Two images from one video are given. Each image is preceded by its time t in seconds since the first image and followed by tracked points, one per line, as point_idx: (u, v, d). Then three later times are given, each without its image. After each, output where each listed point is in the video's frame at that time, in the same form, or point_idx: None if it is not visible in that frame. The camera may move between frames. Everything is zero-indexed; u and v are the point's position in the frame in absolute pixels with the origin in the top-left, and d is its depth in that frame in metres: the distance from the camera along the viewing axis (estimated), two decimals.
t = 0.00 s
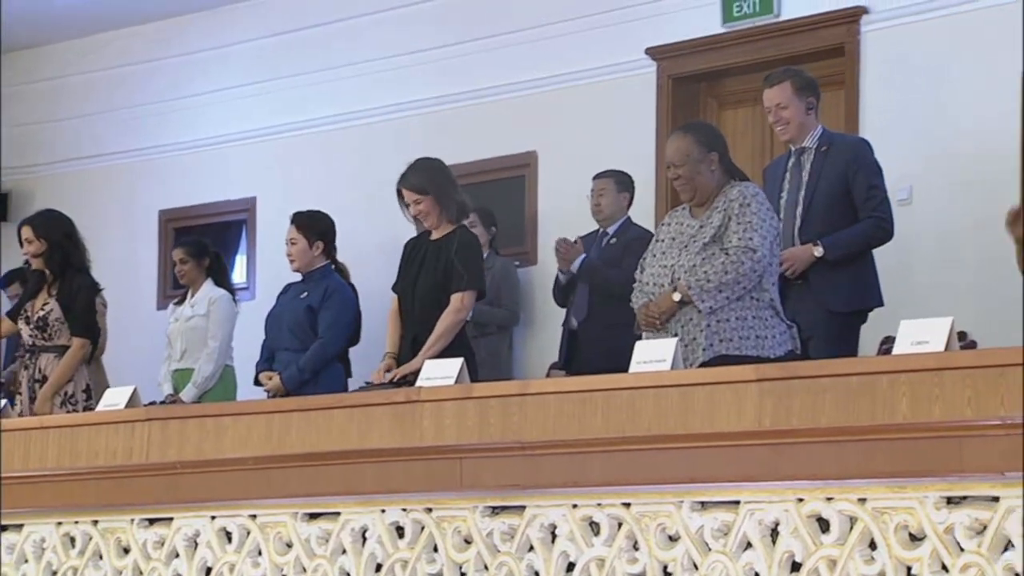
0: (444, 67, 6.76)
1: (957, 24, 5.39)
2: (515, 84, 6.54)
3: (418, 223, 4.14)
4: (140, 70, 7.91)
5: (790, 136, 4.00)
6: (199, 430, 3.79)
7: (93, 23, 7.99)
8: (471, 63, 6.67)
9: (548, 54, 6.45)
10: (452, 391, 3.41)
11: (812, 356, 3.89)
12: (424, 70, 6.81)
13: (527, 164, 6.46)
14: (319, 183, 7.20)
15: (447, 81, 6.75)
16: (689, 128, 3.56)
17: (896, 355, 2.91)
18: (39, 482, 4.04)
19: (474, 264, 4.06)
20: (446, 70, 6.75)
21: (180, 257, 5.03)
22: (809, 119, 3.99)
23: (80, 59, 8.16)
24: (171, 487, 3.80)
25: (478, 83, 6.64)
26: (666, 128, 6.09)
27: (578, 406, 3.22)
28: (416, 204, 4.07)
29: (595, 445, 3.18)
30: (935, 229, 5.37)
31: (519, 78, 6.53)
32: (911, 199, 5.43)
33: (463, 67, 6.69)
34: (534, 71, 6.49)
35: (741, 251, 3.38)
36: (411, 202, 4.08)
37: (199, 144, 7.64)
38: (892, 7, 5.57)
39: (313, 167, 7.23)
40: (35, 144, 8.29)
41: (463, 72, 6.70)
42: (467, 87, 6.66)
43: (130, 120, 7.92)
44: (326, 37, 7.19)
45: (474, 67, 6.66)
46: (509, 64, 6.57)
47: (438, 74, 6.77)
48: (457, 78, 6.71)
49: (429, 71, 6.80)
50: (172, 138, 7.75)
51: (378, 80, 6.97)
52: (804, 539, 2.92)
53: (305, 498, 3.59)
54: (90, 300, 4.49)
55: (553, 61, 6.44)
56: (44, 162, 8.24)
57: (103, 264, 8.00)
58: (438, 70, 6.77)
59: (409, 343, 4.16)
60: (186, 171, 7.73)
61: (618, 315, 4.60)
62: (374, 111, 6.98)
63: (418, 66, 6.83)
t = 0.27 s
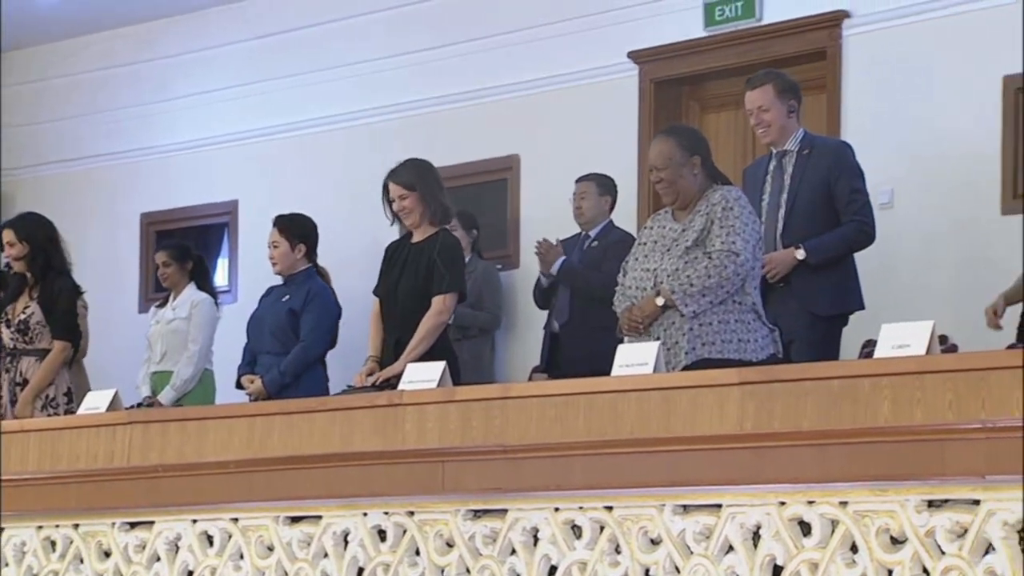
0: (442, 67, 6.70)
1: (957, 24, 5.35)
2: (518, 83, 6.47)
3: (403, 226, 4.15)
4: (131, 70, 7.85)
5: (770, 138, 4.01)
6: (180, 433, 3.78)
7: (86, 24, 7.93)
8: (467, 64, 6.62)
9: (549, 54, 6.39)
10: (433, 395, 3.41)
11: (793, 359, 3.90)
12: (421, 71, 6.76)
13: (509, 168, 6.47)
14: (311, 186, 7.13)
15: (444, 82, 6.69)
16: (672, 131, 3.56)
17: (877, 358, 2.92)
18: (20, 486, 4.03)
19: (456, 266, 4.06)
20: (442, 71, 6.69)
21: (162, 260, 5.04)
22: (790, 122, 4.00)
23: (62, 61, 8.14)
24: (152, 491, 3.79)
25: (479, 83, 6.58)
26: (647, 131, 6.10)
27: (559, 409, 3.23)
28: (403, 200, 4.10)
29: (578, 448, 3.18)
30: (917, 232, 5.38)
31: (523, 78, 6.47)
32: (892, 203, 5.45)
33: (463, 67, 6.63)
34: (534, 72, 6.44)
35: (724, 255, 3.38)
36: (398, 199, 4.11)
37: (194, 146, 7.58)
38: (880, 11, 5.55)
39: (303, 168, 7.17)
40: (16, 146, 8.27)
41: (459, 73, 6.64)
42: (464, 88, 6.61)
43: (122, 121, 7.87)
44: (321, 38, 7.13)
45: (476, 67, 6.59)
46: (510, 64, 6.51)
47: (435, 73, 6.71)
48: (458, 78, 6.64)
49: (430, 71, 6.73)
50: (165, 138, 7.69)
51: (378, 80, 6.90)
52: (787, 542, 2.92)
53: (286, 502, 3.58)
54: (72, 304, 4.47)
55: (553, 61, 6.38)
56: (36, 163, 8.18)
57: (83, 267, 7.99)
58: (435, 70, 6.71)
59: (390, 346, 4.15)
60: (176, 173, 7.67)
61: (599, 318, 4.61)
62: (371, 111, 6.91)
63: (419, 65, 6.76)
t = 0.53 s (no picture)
0: (439, 68, 6.65)
1: (960, 23, 5.31)
2: (518, 83, 6.41)
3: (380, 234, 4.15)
4: (117, 72, 7.80)
5: (748, 142, 4.02)
6: (159, 437, 3.77)
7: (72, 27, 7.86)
8: (462, 64, 6.58)
9: (547, 54, 6.34)
10: (412, 399, 3.40)
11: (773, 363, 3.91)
12: (417, 71, 6.71)
13: (487, 172, 6.48)
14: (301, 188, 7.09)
15: (439, 83, 6.64)
16: (651, 135, 3.56)
17: (856, 362, 2.92)
18: None
19: (434, 270, 4.05)
20: (437, 72, 6.65)
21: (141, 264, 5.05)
22: (767, 126, 4.02)
23: (39, 65, 8.11)
24: (130, 494, 3.79)
25: (478, 83, 6.52)
26: (626, 135, 6.11)
27: (539, 414, 3.22)
28: (376, 211, 4.09)
29: (557, 452, 3.18)
30: (897, 236, 5.40)
31: (523, 78, 6.41)
32: (871, 207, 5.46)
33: (462, 67, 6.58)
34: (533, 72, 6.38)
35: (704, 260, 3.39)
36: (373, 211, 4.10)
37: (180, 148, 7.54)
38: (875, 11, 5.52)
39: (291, 172, 7.14)
40: None
41: (455, 74, 6.60)
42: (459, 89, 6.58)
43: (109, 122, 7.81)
44: (317, 38, 7.07)
45: (476, 67, 6.55)
46: (509, 64, 6.46)
47: (431, 74, 6.67)
48: (457, 78, 6.59)
49: (429, 72, 6.68)
50: (154, 139, 7.64)
51: (379, 80, 6.83)
52: (765, 546, 2.93)
53: (265, 506, 3.58)
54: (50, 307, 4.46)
55: (552, 61, 6.33)
56: (23, 165, 8.14)
57: (62, 270, 7.97)
58: (430, 71, 6.67)
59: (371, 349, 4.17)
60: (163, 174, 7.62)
61: (577, 321, 4.62)
62: (365, 112, 6.86)
63: (418, 65, 6.71)
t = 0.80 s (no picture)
0: (432, 68, 6.61)
1: (964, 24, 5.28)
2: (518, 83, 6.36)
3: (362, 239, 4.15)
4: (100, 74, 7.76)
5: (726, 146, 4.03)
6: (138, 441, 3.76)
7: (54, 28, 7.81)
8: (452, 65, 6.54)
9: (544, 54, 6.29)
10: (391, 403, 3.40)
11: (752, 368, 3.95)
12: (409, 71, 6.67)
13: (467, 175, 6.49)
14: (288, 191, 7.05)
15: (431, 85, 6.60)
16: (631, 138, 3.55)
17: (835, 366, 2.93)
18: None
19: (411, 273, 4.04)
20: (428, 73, 6.62)
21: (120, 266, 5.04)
22: (745, 131, 4.03)
23: (19, 68, 8.08)
24: (108, 498, 3.78)
25: (473, 84, 6.48)
26: (606, 140, 6.11)
27: (518, 417, 3.22)
28: (354, 214, 4.09)
29: (537, 456, 3.18)
30: (876, 240, 5.42)
31: (522, 78, 6.35)
32: (850, 211, 5.48)
33: (457, 67, 6.53)
34: (532, 72, 6.33)
35: (683, 264, 3.39)
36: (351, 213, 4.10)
37: (160, 151, 7.53)
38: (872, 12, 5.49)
39: (276, 175, 7.10)
40: None
41: (447, 75, 6.56)
42: (448, 90, 6.54)
43: (92, 125, 7.77)
44: (308, 39, 7.01)
45: (473, 66, 6.49)
46: (509, 64, 6.40)
47: (423, 75, 6.63)
48: (452, 78, 6.55)
49: (424, 71, 6.63)
50: (138, 142, 7.60)
51: (373, 81, 6.77)
52: (744, 550, 2.93)
53: (244, 510, 3.57)
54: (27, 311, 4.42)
55: (549, 62, 6.28)
56: (7, 167, 8.09)
57: (41, 274, 7.96)
58: (423, 72, 6.63)
59: (349, 353, 4.15)
60: (145, 177, 7.59)
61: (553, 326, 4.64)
62: (357, 113, 6.81)
63: (412, 66, 6.66)
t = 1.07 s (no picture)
0: (426, 69, 6.57)
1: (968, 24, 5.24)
2: (518, 83, 6.30)
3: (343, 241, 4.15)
4: (86, 76, 7.72)
5: (708, 150, 4.03)
6: (119, 444, 3.75)
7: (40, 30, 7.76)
8: (445, 66, 6.51)
9: (541, 55, 6.25)
10: (373, 406, 3.39)
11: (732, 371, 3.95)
12: (403, 72, 6.63)
13: (450, 179, 6.50)
14: (272, 194, 7.04)
15: (425, 86, 6.57)
16: (615, 142, 3.56)
17: (817, 369, 2.93)
18: None
19: (392, 277, 4.04)
20: (422, 75, 6.58)
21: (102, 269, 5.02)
22: (727, 133, 4.03)
23: None
24: (88, 502, 3.77)
25: (470, 84, 6.44)
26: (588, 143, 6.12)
27: (500, 421, 3.22)
28: (335, 217, 4.09)
29: (520, 459, 3.18)
30: (857, 244, 5.43)
31: (522, 78, 6.30)
32: (832, 215, 5.49)
33: (452, 68, 6.49)
34: (532, 72, 6.28)
35: (666, 267, 3.40)
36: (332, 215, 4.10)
37: (143, 153, 7.50)
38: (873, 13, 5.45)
39: (262, 177, 7.08)
40: None
41: (441, 76, 6.52)
42: (442, 92, 6.51)
43: (77, 127, 7.73)
44: (302, 40, 6.95)
45: (471, 66, 6.44)
46: (509, 64, 6.34)
47: (417, 76, 6.59)
48: (449, 78, 6.50)
49: (422, 71, 6.58)
50: (123, 144, 7.57)
51: (368, 83, 6.73)
52: (726, 554, 2.94)
53: (226, 513, 3.57)
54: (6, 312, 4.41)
55: (547, 62, 6.24)
56: None
57: (22, 277, 7.93)
58: (416, 74, 6.59)
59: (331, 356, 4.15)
60: (131, 180, 7.56)
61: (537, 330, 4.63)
62: (348, 115, 6.77)
63: (408, 66, 6.61)
